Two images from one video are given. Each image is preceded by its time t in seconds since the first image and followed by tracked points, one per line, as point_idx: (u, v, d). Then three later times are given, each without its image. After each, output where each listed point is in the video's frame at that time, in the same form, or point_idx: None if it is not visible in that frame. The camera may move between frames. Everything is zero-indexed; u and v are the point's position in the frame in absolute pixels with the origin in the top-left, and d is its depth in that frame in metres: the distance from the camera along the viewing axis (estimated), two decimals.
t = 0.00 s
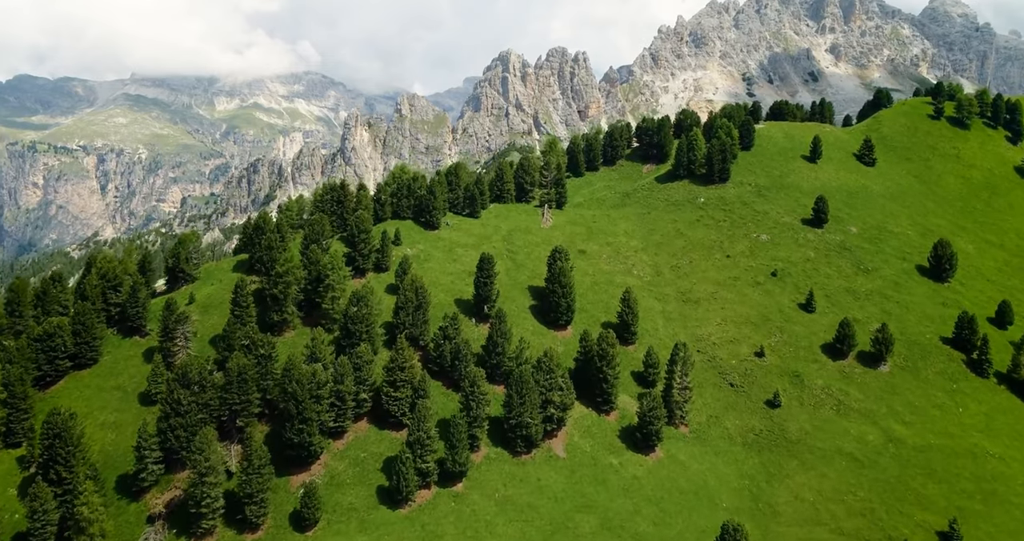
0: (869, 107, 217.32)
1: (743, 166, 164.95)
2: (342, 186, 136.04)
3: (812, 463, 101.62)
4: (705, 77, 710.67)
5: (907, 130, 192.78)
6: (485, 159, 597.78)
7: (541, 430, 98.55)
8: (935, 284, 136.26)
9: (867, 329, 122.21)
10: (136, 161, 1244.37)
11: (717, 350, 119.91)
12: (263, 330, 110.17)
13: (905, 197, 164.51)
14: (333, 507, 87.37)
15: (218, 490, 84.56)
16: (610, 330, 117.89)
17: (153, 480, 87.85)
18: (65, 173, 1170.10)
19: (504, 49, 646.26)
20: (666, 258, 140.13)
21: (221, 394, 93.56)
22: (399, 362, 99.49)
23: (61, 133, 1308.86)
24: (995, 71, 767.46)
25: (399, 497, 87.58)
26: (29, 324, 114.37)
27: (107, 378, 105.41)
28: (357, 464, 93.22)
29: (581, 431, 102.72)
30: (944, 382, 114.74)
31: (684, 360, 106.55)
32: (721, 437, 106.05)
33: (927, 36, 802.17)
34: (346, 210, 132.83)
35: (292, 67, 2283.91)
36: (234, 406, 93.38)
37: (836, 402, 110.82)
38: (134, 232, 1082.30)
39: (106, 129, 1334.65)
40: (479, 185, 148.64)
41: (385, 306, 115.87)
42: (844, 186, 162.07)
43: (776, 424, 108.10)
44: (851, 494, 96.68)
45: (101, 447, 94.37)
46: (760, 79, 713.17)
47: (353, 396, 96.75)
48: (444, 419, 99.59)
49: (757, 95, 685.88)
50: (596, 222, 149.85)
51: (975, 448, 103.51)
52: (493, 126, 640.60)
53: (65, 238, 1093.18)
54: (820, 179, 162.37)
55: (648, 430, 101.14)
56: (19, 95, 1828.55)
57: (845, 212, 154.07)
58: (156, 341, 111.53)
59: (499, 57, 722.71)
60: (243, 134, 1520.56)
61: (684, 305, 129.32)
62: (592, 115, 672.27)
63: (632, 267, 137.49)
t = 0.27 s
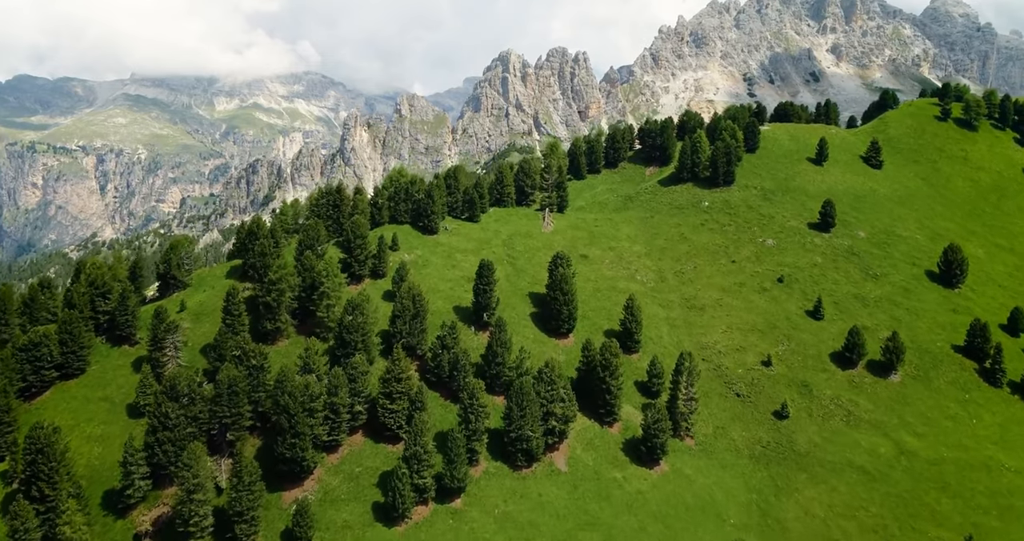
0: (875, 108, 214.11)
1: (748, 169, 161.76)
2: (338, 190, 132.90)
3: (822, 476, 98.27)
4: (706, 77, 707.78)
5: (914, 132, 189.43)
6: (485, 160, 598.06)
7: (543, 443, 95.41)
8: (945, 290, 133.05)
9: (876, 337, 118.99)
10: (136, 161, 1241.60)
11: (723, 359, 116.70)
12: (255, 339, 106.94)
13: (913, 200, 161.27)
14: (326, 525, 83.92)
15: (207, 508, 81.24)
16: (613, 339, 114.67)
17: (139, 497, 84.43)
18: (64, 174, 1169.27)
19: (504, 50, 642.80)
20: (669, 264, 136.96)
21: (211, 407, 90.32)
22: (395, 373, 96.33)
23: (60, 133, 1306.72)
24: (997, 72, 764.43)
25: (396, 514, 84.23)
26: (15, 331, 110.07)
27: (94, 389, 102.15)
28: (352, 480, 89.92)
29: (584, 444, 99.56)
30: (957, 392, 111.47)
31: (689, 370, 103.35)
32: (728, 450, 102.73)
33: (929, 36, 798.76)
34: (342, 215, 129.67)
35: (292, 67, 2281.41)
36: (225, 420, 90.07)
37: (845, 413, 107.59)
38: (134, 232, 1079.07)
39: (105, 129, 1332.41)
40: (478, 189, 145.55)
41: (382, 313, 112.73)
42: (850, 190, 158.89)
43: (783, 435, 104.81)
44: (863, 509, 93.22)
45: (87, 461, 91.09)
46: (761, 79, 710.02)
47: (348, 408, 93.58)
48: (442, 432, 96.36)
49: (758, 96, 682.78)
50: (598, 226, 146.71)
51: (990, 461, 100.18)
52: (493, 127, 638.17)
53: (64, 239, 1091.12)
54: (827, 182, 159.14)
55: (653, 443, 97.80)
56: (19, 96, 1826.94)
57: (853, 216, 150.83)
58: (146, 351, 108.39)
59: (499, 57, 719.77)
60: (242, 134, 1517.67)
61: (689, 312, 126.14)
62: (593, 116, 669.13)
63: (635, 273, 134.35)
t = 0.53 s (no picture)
0: (880, 110, 210.83)
1: (753, 172, 158.54)
2: (333, 194, 129.71)
3: (832, 491, 94.83)
4: (707, 78, 704.98)
5: (921, 134, 186.07)
6: (485, 160, 598.01)
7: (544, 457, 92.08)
8: (956, 296, 129.66)
9: (886, 346, 115.70)
10: (135, 161, 1238.87)
11: (729, 368, 113.43)
12: (247, 349, 103.75)
13: (921, 203, 157.97)
14: None
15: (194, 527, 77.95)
16: (616, 347, 111.43)
17: (125, 515, 81.18)
18: (63, 174, 1168.03)
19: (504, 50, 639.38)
20: (673, 269, 133.88)
21: (200, 421, 87.14)
22: (391, 384, 93.14)
23: (59, 133, 1304.72)
24: (998, 72, 761.53)
25: (391, 533, 80.97)
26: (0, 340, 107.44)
27: (81, 400, 99.00)
28: (346, 496, 86.58)
29: (586, 457, 96.34)
30: (969, 402, 108.11)
31: (695, 382, 100.06)
32: (735, 463, 99.47)
33: (930, 36, 794.92)
34: (337, 219, 126.42)
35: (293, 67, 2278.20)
36: (214, 434, 86.81)
37: (855, 424, 104.28)
38: (133, 233, 1075.44)
39: (104, 129, 1329.37)
40: (477, 192, 142.16)
41: (378, 322, 109.56)
42: (858, 193, 155.57)
43: (792, 448, 101.39)
44: (875, 526, 89.77)
45: (72, 476, 87.89)
46: (762, 79, 706.74)
47: (343, 422, 90.33)
48: (440, 446, 93.08)
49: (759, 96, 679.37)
50: (600, 231, 143.54)
51: (1006, 475, 96.72)
52: (493, 127, 635.66)
53: (63, 239, 1089.21)
54: (833, 185, 155.94)
55: (658, 457, 94.54)
56: (19, 95, 1825.21)
57: (860, 220, 147.63)
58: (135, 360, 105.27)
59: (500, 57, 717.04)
60: (242, 134, 1514.78)
61: (694, 319, 122.89)
62: (593, 116, 665.71)
63: (638, 279, 131.22)
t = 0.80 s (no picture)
0: (886, 111, 207.47)
1: (758, 175, 155.38)
2: (328, 198, 126.63)
3: (844, 507, 91.47)
4: (707, 78, 702.18)
5: (927, 136, 182.75)
6: (485, 161, 595.50)
7: (545, 472, 88.79)
8: (967, 303, 126.33)
9: (897, 356, 112.40)
10: (134, 162, 1235.17)
11: (735, 378, 110.23)
12: (239, 359, 100.53)
13: (929, 207, 154.73)
14: None
15: None
16: (619, 357, 108.24)
17: (109, 535, 77.79)
18: (63, 175, 1165.52)
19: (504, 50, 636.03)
20: (677, 275, 130.63)
21: (188, 435, 83.87)
22: (386, 397, 89.96)
23: (58, 133, 1301.44)
24: (1000, 72, 759.51)
25: None
26: None
27: (67, 412, 95.77)
28: (340, 514, 83.13)
29: (589, 472, 93.13)
30: (984, 414, 104.76)
31: (701, 393, 96.80)
32: (742, 477, 96.20)
33: (932, 36, 791.81)
34: (333, 224, 123.25)
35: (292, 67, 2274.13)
36: (203, 449, 83.43)
37: (867, 437, 101.03)
38: (132, 234, 1071.53)
39: (104, 129, 1325.63)
40: (476, 196, 138.91)
41: (374, 330, 106.46)
42: (865, 197, 152.39)
43: (801, 462, 98.07)
44: None
45: (56, 492, 84.54)
46: (763, 80, 703.51)
47: (337, 436, 87.08)
48: (437, 460, 89.76)
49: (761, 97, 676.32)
50: (602, 235, 140.47)
51: None
52: (493, 128, 632.61)
53: (63, 240, 1087.07)
54: (840, 189, 152.74)
55: (663, 472, 91.19)
56: (19, 96, 1822.52)
57: (867, 224, 144.44)
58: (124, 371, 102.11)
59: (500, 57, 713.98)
60: (241, 134, 1511.68)
61: (699, 327, 119.67)
62: (593, 116, 662.49)
63: (641, 285, 128.08)
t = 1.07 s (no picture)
0: (893, 112, 204.07)
1: (763, 178, 152.16)
2: (323, 203, 123.41)
3: (856, 525, 88.09)
4: (708, 78, 699.73)
5: (935, 138, 179.38)
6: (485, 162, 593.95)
7: (547, 489, 85.43)
8: (978, 310, 123.00)
9: (908, 365, 109.27)
10: (134, 162, 1231.96)
11: (742, 388, 107.00)
12: (230, 370, 97.52)
13: (938, 210, 151.48)
14: None
15: None
16: (622, 367, 105.09)
17: None
18: (62, 175, 1162.29)
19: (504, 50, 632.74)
20: (681, 281, 127.48)
21: (176, 451, 80.64)
22: (381, 410, 86.70)
23: (57, 133, 1298.05)
24: (1000, 72, 757.52)
25: None
26: None
27: (52, 425, 92.53)
28: (334, 533, 79.82)
29: (592, 487, 89.88)
30: (998, 426, 101.47)
31: (707, 405, 93.59)
32: (750, 493, 92.98)
33: (933, 36, 788.30)
34: (328, 229, 119.96)
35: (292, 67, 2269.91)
36: (190, 466, 80.14)
37: (878, 450, 97.79)
38: (131, 234, 1068.75)
39: (103, 129, 1321.14)
40: (475, 200, 135.69)
41: (370, 340, 103.27)
42: (872, 200, 149.18)
43: (811, 476, 94.74)
44: None
45: (38, 510, 81.23)
46: (764, 80, 700.10)
47: (330, 451, 83.81)
48: (435, 475, 86.62)
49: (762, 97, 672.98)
50: (604, 240, 137.28)
51: None
52: (493, 128, 629.49)
53: (62, 240, 1086.16)
54: (847, 192, 149.57)
55: (668, 488, 87.98)
56: (18, 96, 1818.99)
57: (875, 228, 141.19)
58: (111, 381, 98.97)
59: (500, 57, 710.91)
60: (241, 134, 1508.80)
61: (703, 335, 116.57)
62: (594, 117, 659.03)
63: (645, 291, 125.02)
